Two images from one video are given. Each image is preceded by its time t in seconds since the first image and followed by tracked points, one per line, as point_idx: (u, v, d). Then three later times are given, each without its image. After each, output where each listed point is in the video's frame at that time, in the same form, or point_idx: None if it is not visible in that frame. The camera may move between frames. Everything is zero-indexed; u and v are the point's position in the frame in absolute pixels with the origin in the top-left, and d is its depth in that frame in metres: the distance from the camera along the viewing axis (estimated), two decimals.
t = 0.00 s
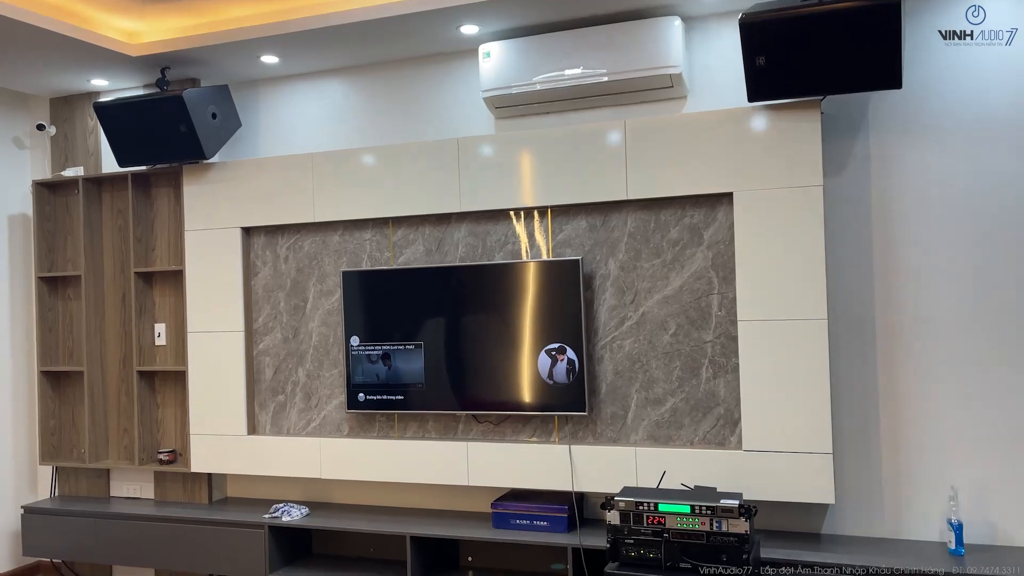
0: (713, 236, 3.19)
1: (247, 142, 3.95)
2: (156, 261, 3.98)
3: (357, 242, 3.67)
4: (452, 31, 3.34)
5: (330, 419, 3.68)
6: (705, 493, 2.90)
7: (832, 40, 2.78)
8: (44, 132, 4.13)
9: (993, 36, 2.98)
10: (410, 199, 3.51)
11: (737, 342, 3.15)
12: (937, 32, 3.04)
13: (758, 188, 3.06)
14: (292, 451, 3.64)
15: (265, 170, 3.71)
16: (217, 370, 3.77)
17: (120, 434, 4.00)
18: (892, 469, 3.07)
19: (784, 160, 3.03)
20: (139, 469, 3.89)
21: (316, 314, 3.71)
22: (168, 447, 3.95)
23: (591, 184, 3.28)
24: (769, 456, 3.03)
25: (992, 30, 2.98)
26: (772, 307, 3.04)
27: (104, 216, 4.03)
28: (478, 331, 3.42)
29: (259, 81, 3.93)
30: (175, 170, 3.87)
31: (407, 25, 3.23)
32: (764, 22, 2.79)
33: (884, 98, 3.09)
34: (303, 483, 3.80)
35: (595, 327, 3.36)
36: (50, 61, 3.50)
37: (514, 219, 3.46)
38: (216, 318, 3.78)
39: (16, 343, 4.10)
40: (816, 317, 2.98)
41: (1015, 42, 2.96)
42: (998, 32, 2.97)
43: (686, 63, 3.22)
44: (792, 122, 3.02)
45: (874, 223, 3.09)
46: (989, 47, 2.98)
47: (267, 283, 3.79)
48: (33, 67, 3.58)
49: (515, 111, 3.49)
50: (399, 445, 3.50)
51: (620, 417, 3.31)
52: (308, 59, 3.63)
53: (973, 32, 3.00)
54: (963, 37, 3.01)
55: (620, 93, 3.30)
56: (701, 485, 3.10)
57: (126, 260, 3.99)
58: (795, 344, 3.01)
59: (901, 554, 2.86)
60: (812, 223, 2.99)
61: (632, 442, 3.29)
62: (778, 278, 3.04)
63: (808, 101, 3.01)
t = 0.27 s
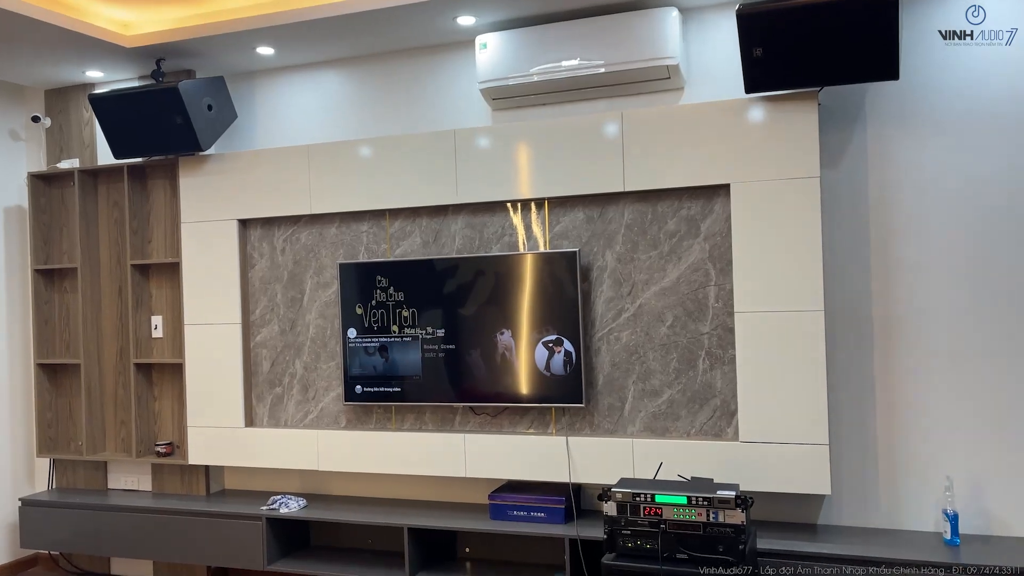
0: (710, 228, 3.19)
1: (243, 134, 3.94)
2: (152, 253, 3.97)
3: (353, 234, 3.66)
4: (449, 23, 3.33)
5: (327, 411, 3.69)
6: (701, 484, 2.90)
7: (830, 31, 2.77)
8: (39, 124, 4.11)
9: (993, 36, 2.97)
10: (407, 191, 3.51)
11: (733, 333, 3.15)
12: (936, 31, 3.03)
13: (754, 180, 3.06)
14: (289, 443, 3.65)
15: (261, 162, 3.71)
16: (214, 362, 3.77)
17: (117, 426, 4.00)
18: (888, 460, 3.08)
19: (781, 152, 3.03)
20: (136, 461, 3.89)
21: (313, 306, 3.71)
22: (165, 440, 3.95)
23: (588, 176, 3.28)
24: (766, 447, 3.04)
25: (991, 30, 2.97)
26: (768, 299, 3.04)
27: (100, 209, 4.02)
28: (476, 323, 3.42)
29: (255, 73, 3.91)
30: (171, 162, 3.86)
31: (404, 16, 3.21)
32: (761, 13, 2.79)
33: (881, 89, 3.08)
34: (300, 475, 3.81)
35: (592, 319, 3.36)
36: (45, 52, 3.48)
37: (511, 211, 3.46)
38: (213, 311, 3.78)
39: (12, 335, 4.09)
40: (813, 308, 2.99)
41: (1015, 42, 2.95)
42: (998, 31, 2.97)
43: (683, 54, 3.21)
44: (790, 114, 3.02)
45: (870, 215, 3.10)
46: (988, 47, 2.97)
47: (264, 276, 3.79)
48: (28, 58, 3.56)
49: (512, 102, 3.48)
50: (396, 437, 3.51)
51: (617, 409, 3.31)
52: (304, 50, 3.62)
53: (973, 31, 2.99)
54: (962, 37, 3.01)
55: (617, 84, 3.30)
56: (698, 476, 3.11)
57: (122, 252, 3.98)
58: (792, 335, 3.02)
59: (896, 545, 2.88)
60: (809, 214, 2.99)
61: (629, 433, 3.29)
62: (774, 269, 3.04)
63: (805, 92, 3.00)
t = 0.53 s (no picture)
0: (708, 218, 3.19)
1: (239, 125, 3.92)
2: (148, 245, 3.97)
3: (350, 226, 3.66)
4: (445, 13, 3.31)
5: (324, 402, 3.69)
6: (698, 474, 2.91)
7: (828, 21, 2.76)
8: (34, 115, 4.10)
9: (993, 36, 2.96)
10: (404, 182, 3.50)
11: (730, 324, 3.15)
12: (937, 31, 3.01)
13: (752, 171, 3.06)
14: (287, 435, 3.65)
15: (257, 153, 3.69)
16: (211, 353, 3.77)
17: (115, 418, 4.00)
18: (884, 450, 3.09)
19: (778, 142, 3.02)
20: (134, 453, 3.89)
21: (310, 298, 3.71)
22: (162, 431, 3.95)
23: (585, 167, 3.27)
24: (762, 437, 3.05)
25: (992, 30, 2.96)
26: (765, 290, 3.04)
27: (96, 200, 4.01)
28: (473, 315, 3.42)
29: (251, 63, 3.89)
30: (167, 153, 3.84)
31: (400, 6, 3.20)
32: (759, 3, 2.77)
33: (879, 80, 3.07)
34: (298, 467, 3.81)
35: (589, 311, 3.36)
36: (39, 43, 3.47)
37: (508, 202, 3.45)
38: (209, 302, 3.77)
39: (9, 327, 4.09)
40: (809, 299, 2.99)
41: (1015, 42, 2.94)
42: (998, 32, 2.96)
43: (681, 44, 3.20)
44: (787, 104, 3.01)
45: (868, 205, 3.09)
46: (988, 47, 2.96)
47: (261, 268, 3.78)
48: (22, 49, 3.54)
49: (509, 93, 3.47)
50: (394, 429, 3.51)
51: (614, 400, 3.32)
52: (300, 41, 3.60)
53: (973, 32, 2.98)
54: (963, 37, 2.99)
55: (614, 74, 3.28)
56: (695, 467, 3.12)
57: (118, 244, 3.97)
58: (789, 326, 3.02)
59: (892, 534, 2.89)
60: (807, 205, 2.99)
61: (626, 424, 3.30)
62: (771, 260, 3.04)
63: (802, 82, 2.99)
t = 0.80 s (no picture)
0: (705, 209, 3.18)
1: (235, 116, 3.91)
2: (145, 236, 3.96)
3: (347, 217, 3.65)
4: (442, 2, 3.30)
5: (322, 394, 3.69)
6: (695, 464, 2.91)
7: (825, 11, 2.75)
8: (29, 106, 4.08)
9: (993, 36, 2.95)
10: (400, 173, 3.49)
11: (727, 315, 3.16)
12: (937, 31, 3.00)
13: (749, 161, 3.05)
14: (285, 426, 3.65)
15: (254, 144, 3.68)
16: (208, 345, 3.76)
17: (112, 410, 4.00)
18: (881, 440, 3.09)
19: (775, 132, 3.01)
20: (131, 445, 3.90)
21: (307, 289, 3.70)
22: (160, 423, 3.95)
23: (582, 158, 3.26)
24: (759, 428, 3.05)
25: (992, 30, 2.95)
26: (762, 280, 3.04)
27: (92, 192, 4.00)
28: (470, 306, 3.42)
29: (247, 54, 3.88)
30: (163, 144, 3.83)
31: None
32: None
33: (877, 71, 3.07)
34: (296, 458, 3.81)
35: (587, 301, 3.36)
36: (33, 33, 3.45)
37: (505, 193, 3.44)
38: (206, 294, 3.76)
39: (6, 319, 4.08)
40: (806, 290, 2.99)
41: (1015, 42, 2.93)
42: (998, 32, 2.95)
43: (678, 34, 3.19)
44: (785, 94, 3.00)
45: (865, 196, 3.09)
46: (988, 47, 2.96)
47: (257, 259, 3.78)
48: (16, 39, 3.53)
49: (506, 83, 3.46)
50: (392, 420, 3.51)
51: (612, 390, 3.32)
52: (296, 31, 3.58)
53: (973, 31, 2.97)
54: (963, 37, 2.98)
55: (612, 64, 3.27)
56: (692, 457, 3.12)
57: (114, 235, 3.96)
58: (786, 317, 3.02)
59: (889, 524, 2.90)
60: (804, 195, 2.98)
61: (623, 415, 3.30)
62: (769, 251, 3.03)
63: (800, 72, 2.99)
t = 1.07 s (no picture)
0: (703, 200, 3.18)
1: (232, 107, 3.89)
2: (142, 228, 3.95)
3: (344, 208, 3.64)
4: None
5: (320, 385, 3.69)
6: (693, 454, 2.92)
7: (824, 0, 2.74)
8: (25, 97, 4.06)
9: (993, 36, 2.95)
10: (398, 164, 3.48)
11: (725, 305, 3.16)
12: (936, 31, 3.00)
13: (747, 151, 3.05)
14: (283, 418, 3.65)
15: (251, 135, 3.67)
16: (206, 336, 3.76)
17: (111, 401, 4.00)
18: (878, 429, 3.10)
19: (774, 122, 3.01)
20: (130, 436, 3.90)
21: (305, 280, 3.70)
22: (158, 414, 3.95)
23: (580, 148, 3.26)
24: (757, 418, 3.06)
25: (992, 30, 2.95)
26: (760, 271, 3.04)
27: (88, 183, 3.99)
28: (468, 297, 3.42)
29: (243, 44, 3.86)
30: (159, 135, 3.82)
31: None
32: None
33: (876, 61, 3.06)
34: (294, 449, 3.82)
35: (585, 292, 3.36)
36: (28, 23, 3.43)
37: (503, 184, 3.44)
38: (204, 285, 3.76)
39: (4, 311, 4.08)
40: (804, 280, 2.99)
41: (1015, 43, 2.93)
42: (998, 32, 2.94)
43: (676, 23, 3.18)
44: (783, 84, 3.00)
45: (863, 186, 3.09)
46: (988, 47, 2.95)
47: (255, 251, 3.77)
48: (11, 29, 3.51)
49: (504, 73, 3.45)
50: (390, 411, 3.52)
51: (610, 381, 3.33)
52: (292, 21, 3.57)
53: (973, 31, 2.96)
54: (963, 37, 2.98)
55: (610, 54, 3.26)
56: (690, 447, 3.13)
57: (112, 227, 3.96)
58: (783, 307, 3.02)
59: (886, 513, 2.91)
60: (802, 186, 2.98)
61: (621, 405, 3.31)
62: (766, 241, 3.03)
63: (798, 62, 2.98)
